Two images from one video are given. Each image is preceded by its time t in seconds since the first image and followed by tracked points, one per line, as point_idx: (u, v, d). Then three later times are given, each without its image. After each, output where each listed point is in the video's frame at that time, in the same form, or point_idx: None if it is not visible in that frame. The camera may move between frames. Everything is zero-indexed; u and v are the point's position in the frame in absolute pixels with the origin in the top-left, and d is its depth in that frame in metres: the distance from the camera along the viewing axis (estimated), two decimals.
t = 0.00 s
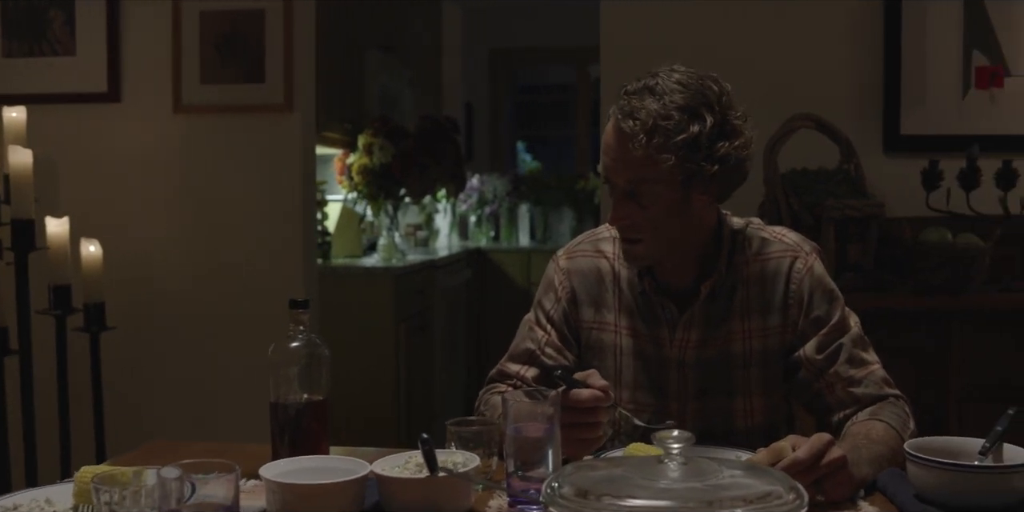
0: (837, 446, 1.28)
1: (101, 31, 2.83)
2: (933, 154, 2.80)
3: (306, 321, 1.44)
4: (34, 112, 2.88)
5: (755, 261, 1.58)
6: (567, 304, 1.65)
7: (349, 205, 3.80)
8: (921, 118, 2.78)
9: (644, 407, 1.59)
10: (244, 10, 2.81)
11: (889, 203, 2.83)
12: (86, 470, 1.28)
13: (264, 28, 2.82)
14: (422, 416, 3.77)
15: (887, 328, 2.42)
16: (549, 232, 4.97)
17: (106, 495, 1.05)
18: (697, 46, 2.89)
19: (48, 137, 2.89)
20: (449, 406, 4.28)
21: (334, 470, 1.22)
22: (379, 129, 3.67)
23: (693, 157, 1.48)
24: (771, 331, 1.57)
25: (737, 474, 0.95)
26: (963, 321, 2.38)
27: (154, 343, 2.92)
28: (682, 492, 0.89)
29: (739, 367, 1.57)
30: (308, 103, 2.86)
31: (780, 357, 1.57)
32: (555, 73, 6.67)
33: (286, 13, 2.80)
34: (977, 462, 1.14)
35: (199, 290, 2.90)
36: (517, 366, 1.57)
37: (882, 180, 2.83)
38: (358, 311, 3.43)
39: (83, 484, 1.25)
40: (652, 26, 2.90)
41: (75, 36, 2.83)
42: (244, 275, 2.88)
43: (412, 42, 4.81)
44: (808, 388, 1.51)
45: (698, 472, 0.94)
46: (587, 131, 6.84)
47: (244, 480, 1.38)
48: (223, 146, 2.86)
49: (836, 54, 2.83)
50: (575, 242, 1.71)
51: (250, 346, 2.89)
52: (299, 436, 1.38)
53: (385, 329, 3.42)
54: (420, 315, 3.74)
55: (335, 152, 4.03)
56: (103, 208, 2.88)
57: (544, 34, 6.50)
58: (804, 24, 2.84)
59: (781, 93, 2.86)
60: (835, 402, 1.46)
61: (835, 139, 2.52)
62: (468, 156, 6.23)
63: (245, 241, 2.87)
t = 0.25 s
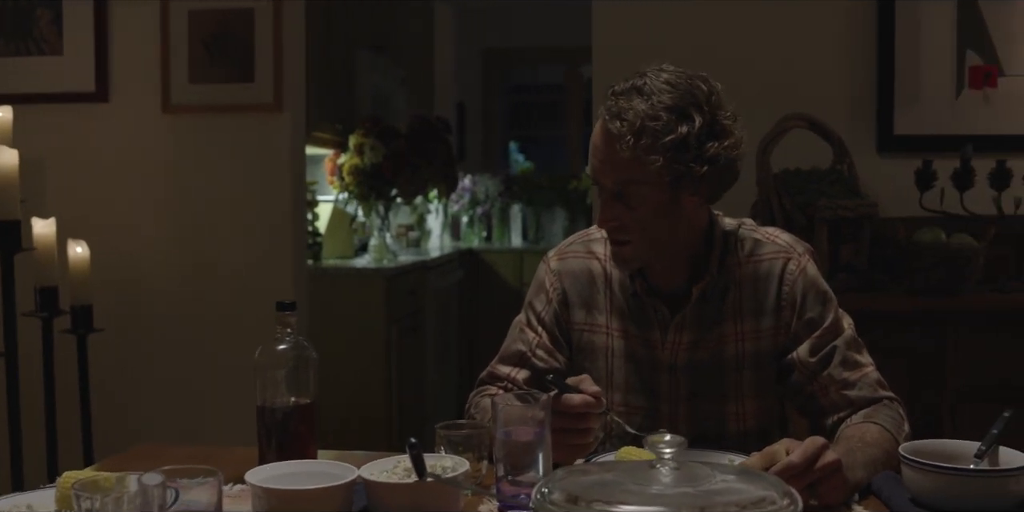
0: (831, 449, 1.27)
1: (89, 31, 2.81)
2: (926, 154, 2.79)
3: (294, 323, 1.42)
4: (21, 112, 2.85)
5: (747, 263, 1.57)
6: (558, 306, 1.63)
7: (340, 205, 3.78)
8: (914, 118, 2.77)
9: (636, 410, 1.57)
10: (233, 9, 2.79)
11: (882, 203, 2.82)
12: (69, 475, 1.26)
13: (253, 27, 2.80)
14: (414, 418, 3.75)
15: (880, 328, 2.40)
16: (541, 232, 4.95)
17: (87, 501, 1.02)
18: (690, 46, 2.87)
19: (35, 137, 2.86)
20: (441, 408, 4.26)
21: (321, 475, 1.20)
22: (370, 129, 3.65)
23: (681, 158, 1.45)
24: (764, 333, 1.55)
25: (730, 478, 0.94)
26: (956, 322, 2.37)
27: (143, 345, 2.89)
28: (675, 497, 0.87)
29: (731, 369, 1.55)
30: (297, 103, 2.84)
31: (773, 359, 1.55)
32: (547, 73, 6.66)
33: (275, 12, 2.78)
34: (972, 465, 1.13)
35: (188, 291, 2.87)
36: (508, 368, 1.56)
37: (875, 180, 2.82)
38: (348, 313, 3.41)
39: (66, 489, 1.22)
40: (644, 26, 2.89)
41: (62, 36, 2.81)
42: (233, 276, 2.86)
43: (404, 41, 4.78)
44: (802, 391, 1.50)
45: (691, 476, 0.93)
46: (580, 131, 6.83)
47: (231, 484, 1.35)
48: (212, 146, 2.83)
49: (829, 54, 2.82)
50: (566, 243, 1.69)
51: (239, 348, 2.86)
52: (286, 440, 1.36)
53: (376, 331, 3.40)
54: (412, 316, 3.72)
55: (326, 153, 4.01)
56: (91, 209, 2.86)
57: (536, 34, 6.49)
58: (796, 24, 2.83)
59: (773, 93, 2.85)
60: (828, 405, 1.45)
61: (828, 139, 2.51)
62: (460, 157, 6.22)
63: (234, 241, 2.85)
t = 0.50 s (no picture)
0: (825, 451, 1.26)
1: (76, 29, 2.78)
2: (920, 153, 2.78)
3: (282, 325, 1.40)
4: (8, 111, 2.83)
5: (740, 263, 1.55)
6: (550, 307, 1.61)
7: (331, 205, 3.76)
8: (907, 117, 2.76)
9: (628, 411, 1.56)
10: (223, 7, 2.76)
11: (876, 203, 2.81)
12: (52, 479, 1.24)
13: (242, 26, 2.78)
14: (405, 418, 3.73)
15: (873, 329, 2.40)
16: (533, 232, 4.94)
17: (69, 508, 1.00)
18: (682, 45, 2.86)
19: (23, 136, 2.84)
20: (433, 408, 4.24)
21: (309, 478, 1.18)
22: (361, 128, 3.62)
23: (673, 159, 1.44)
24: (757, 335, 1.54)
25: (724, 482, 0.92)
26: (949, 322, 2.37)
27: (132, 346, 2.87)
28: (668, 502, 0.86)
29: (725, 371, 1.54)
30: (287, 102, 2.82)
31: (767, 360, 1.54)
32: (539, 72, 6.65)
33: (265, 10, 2.76)
34: (968, 468, 1.11)
35: (177, 292, 2.85)
36: (499, 369, 1.54)
37: (868, 179, 2.81)
38: (340, 312, 3.39)
39: (48, 494, 1.20)
40: (636, 25, 2.88)
41: (50, 34, 2.78)
42: (223, 276, 2.84)
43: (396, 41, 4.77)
44: (796, 392, 1.49)
45: (684, 481, 0.91)
46: (572, 130, 6.82)
47: (218, 488, 1.33)
48: (202, 145, 2.81)
49: (822, 52, 2.81)
50: (558, 243, 1.67)
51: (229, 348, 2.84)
52: (273, 443, 1.34)
53: (367, 331, 3.38)
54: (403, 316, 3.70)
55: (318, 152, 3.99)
56: (79, 209, 2.84)
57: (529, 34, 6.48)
58: (788, 23, 2.82)
59: (766, 92, 2.84)
60: (822, 406, 1.43)
61: (821, 138, 2.50)
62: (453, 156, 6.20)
63: (224, 241, 2.83)
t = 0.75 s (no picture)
0: (820, 453, 1.25)
1: (66, 28, 2.76)
2: (914, 152, 2.77)
3: (271, 326, 1.38)
4: None
5: (734, 263, 1.54)
6: (542, 308, 1.60)
7: (324, 205, 3.73)
8: (901, 116, 2.75)
9: (621, 413, 1.55)
10: (213, 6, 2.75)
11: (871, 203, 2.80)
12: (37, 484, 1.22)
13: (233, 24, 2.76)
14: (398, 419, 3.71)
15: (872, 329, 2.38)
16: (526, 232, 4.92)
17: None
18: (676, 44, 2.85)
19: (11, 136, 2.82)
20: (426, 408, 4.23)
21: (298, 482, 1.16)
22: (353, 128, 3.60)
23: (667, 158, 1.43)
24: (751, 335, 1.52)
25: (718, 486, 0.91)
26: (945, 322, 2.36)
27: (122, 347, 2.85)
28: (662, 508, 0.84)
29: (718, 371, 1.53)
30: (278, 101, 2.80)
31: (760, 361, 1.53)
32: (532, 72, 6.63)
33: (256, 9, 2.75)
34: (963, 470, 1.10)
35: (168, 292, 2.83)
36: (490, 370, 1.53)
37: (862, 178, 2.80)
38: (332, 312, 3.37)
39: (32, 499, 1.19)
40: (630, 24, 2.86)
41: (38, 34, 2.76)
42: (214, 276, 2.82)
43: (388, 41, 4.75)
44: (789, 393, 1.48)
45: (677, 486, 0.90)
46: (565, 130, 6.81)
47: (205, 491, 1.32)
48: (192, 145, 2.80)
49: (815, 52, 2.80)
50: (550, 243, 1.66)
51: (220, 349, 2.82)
52: (263, 446, 1.32)
53: (359, 331, 3.36)
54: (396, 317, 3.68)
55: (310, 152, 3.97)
56: (69, 209, 2.81)
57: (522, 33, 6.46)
58: (782, 23, 2.81)
59: (760, 91, 2.84)
60: (817, 407, 1.42)
61: (815, 138, 2.49)
62: (446, 156, 6.17)
63: (215, 241, 2.81)
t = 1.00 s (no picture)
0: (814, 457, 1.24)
1: (55, 27, 2.74)
2: (908, 153, 2.77)
3: (259, 328, 1.37)
4: None
5: (727, 264, 1.53)
6: (533, 309, 1.59)
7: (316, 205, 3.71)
8: (895, 116, 2.75)
9: (614, 416, 1.53)
10: (204, 5, 2.73)
11: (865, 203, 2.79)
12: (21, 489, 1.20)
13: (224, 23, 2.74)
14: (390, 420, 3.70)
15: (869, 329, 2.37)
16: (519, 232, 4.91)
17: None
18: (669, 44, 2.84)
19: None
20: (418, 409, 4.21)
21: (286, 487, 1.15)
22: (345, 128, 3.59)
23: (661, 156, 1.42)
24: (744, 337, 1.51)
25: (711, 491, 0.90)
26: (939, 323, 2.35)
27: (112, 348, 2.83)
28: None
29: (711, 373, 1.51)
30: (269, 100, 2.79)
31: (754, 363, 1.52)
32: (526, 72, 6.62)
33: (246, 8, 2.73)
34: (959, 473, 1.09)
35: (158, 293, 2.82)
36: (481, 372, 1.51)
37: (856, 179, 2.79)
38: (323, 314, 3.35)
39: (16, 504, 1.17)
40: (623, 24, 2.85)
41: (27, 34, 2.74)
42: (205, 277, 2.80)
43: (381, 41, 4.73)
44: (783, 395, 1.46)
45: (669, 490, 0.88)
46: (559, 130, 6.79)
47: (193, 495, 1.30)
48: (183, 145, 2.78)
49: (809, 52, 2.80)
50: (542, 244, 1.65)
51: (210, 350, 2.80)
52: (251, 449, 1.30)
53: (351, 332, 3.34)
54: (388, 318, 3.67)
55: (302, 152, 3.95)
56: (58, 210, 2.80)
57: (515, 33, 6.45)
58: (770, 21, 2.81)
59: (754, 91, 2.83)
60: (811, 409, 1.41)
61: (809, 137, 2.48)
62: (439, 157, 6.16)
63: (205, 241, 2.79)
